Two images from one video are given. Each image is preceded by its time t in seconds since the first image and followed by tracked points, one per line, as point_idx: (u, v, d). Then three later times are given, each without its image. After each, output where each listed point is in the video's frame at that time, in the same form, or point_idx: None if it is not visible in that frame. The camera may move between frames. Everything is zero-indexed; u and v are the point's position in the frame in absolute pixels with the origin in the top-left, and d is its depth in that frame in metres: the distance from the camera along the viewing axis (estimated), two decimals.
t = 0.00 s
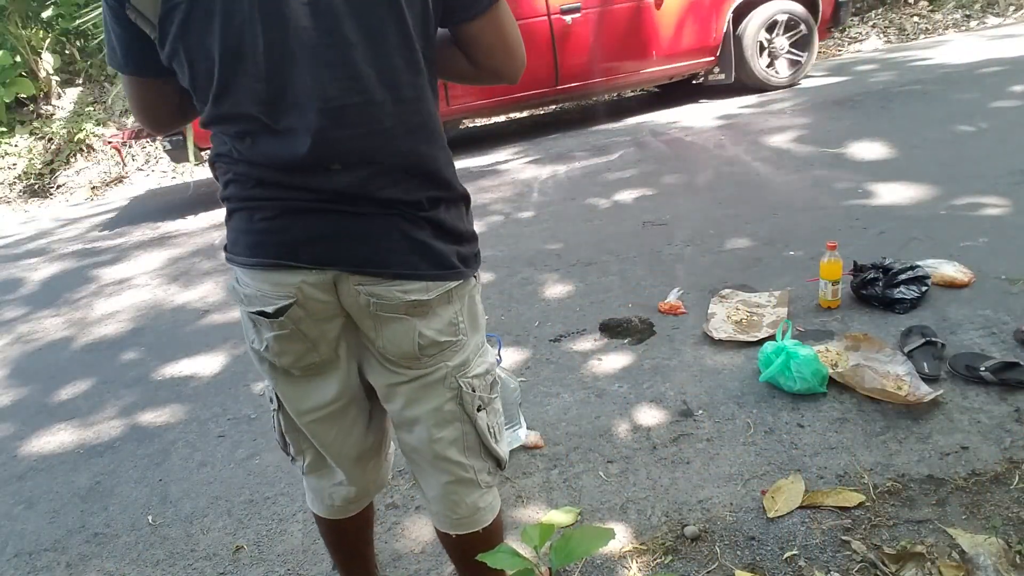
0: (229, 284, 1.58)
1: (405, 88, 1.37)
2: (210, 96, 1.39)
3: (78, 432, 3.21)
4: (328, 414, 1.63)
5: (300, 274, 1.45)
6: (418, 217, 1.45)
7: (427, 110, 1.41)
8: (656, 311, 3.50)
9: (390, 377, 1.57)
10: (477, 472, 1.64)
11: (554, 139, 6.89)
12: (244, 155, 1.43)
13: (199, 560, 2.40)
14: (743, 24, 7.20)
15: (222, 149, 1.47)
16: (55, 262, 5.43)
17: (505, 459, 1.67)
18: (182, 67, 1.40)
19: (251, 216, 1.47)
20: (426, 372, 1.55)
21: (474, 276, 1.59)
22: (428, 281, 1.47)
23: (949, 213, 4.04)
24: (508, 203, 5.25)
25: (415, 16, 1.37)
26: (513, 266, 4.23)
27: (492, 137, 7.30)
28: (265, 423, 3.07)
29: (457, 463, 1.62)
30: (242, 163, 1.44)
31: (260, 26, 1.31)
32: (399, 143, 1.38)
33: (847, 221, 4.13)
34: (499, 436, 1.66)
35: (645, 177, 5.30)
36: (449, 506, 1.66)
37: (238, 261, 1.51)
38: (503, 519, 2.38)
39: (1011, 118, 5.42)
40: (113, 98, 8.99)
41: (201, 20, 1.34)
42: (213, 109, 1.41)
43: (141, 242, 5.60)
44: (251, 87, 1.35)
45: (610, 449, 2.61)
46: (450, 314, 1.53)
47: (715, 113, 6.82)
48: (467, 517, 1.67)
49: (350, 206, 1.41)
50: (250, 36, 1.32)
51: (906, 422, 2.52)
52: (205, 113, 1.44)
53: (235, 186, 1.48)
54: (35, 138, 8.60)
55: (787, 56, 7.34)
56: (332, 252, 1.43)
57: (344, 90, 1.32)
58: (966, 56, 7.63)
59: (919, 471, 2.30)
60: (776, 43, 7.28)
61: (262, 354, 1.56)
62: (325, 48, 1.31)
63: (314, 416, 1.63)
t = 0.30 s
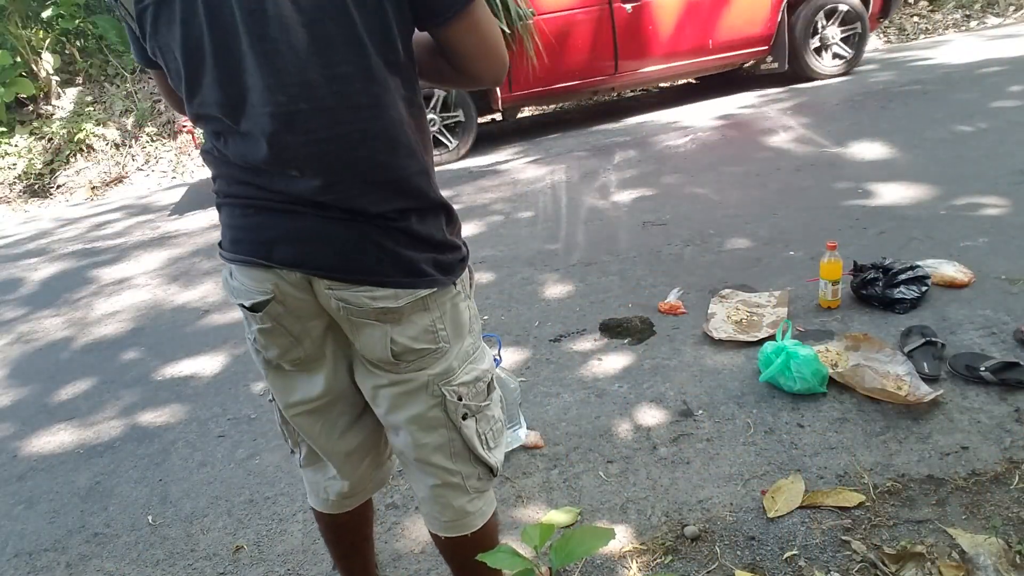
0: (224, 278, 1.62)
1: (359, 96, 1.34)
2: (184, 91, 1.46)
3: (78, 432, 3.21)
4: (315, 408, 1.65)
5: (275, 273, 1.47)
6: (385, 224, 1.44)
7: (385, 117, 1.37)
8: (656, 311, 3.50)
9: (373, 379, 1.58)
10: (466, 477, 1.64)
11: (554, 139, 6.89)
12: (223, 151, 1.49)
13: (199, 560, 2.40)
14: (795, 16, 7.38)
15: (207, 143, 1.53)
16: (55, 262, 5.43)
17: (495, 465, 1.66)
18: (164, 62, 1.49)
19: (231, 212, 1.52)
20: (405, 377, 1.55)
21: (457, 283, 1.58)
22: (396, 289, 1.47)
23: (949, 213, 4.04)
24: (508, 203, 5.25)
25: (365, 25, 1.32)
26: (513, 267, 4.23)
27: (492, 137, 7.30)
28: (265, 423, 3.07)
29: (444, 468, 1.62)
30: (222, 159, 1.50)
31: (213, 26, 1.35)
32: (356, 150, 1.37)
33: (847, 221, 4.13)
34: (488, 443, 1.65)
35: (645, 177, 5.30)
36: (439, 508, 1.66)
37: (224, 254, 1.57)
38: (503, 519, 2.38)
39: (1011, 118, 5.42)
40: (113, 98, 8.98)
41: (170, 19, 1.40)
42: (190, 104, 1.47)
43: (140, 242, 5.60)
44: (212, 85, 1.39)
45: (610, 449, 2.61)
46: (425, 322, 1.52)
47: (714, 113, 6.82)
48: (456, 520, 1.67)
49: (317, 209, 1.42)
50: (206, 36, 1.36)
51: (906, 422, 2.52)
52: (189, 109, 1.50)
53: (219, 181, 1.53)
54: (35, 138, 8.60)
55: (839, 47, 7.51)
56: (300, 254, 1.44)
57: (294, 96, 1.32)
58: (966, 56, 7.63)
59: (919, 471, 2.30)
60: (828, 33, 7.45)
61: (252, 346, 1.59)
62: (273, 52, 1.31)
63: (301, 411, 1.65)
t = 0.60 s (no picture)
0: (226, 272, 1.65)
1: (334, 100, 1.33)
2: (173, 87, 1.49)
3: (78, 432, 3.21)
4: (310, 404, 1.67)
5: (263, 271, 1.50)
6: (366, 227, 1.44)
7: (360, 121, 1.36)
8: (656, 311, 3.50)
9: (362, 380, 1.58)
10: (457, 481, 1.64)
11: (553, 139, 6.89)
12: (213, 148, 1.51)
13: (199, 560, 2.40)
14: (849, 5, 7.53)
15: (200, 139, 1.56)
16: (55, 262, 5.42)
17: (487, 470, 1.66)
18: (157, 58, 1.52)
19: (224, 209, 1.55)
20: (392, 380, 1.54)
21: (446, 287, 1.57)
22: (378, 291, 1.47)
23: (948, 213, 4.04)
24: (508, 203, 5.25)
25: (341, 34, 1.31)
26: (513, 267, 4.23)
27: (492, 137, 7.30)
28: (265, 423, 3.07)
29: (436, 471, 1.62)
30: (213, 156, 1.52)
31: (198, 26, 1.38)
32: (332, 154, 1.37)
33: (847, 221, 4.13)
34: (479, 447, 1.64)
35: (645, 177, 5.30)
36: (431, 511, 1.66)
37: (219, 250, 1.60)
38: (503, 519, 2.38)
39: (1011, 118, 5.42)
40: (112, 98, 8.98)
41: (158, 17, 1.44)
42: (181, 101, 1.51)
43: (140, 242, 5.59)
44: (196, 84, 1.42)
45: (610, 449, 2.61)
46: (408, 325, 1.52)
47: (714, 113, 6.82)
48: (449, 523, 1.67)
49: (299, 210, 1.43)
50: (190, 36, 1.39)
51: (905, 422, 2.52)
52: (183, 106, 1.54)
53: (212, 178, 1.56)
54: (35, 138, 8.60)
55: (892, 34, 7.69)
56: (285, 254, 1.46)
57: (271, 98, 1.33)
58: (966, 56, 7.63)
59: (919, 471, 2.30)
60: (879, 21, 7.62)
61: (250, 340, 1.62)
62: (253, 54, 1.32)
63: (293, 408, 1.66)
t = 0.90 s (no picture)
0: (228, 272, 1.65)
1: (340, 96, 1.33)
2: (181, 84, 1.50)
3: (78, 432, 3.21)
4: (314, 403, 1.67)
5: (269, 269, 1.50)
6: (371, 225, 1.44)
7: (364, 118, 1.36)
8: (656, 311, 3.50)
9: (366, 379, 1.58)
10: (459, 480, 1.64)
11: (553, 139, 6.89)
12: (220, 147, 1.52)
13: (199, 560, 2.40)
14: None
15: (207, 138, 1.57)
16: (55, 262, 5.42)
17: (488, 470, 1.66)
18: (164, 55, 1.53)
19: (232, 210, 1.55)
20: (396, 379, 1.54)
21: (450, 285, 1.57)
22: (384, 289, 1.47)
23: (948, 213, 4.04)
24: (508, 203, 5.25)
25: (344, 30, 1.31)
26: (513, 266, 4.23)
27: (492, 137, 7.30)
28: (265, 423, 3.07)
29: (438, 471, 1.62)
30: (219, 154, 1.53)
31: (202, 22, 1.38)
32: (337, 150, 1.37)
33: (847, 221, 4.13)
34: (480, 447, 1.64)
35: (645, 177, 5.30)
36: (432, 511, 1.66)
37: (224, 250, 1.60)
38: (503, 519, 2.38)
39: (1011, 118, 5.42)
40: (112, 98, 8.98)
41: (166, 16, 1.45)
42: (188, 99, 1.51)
43: (140, 242, 5.59)
44: (203, 81, 1.42)
45: (610, 449, 2.61)
46: (414, 323, 1.52)
47: (714, 113, 6.82)
48: (450, 523, 1.66)
49: (305, 207, 1.43)
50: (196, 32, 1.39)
51: (905, 422, 2.52)
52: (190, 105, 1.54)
53: (218, 176, 1.56)
54: (35, 138, 8.60)
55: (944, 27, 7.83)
56: (291, 251, 1.46)
57: (276, 94, 1.33)
58: (966, 56, 7.63)
59: (918, 472, 2.30)
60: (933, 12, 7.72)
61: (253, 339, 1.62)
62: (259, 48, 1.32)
63: (297, 406, 1.66)
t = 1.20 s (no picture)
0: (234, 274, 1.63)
1: (356, 93, 1.33)
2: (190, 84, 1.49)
3: (78, 432, 3.21)
4: (325, 404, 1.66)
5: (283, 271, 1.49)
6: (388, 224, 1.44)
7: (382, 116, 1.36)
8: (656, 311, 3.50)
9: (380, 378, 1.58)
10: (469, 478, 1.65)
11: (553, 138, 6.89)
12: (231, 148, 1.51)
13: (199, 560, 2.40)
14: None
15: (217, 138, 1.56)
16: (56, 262, 5.42)
17: (497, 467, 1.67)
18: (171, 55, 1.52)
19: (244, 213, 1.54)
20: (412, 377, 1.55)
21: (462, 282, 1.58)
22: (403, 287, 1.47)
23: (948, 213, 4.04)
24: (508, 203, 5.25)
25: (358, 31, 1.29)
26: (513, 266, 4.23)
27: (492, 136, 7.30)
28: (265, 423, 3.07)
29: (448, 469, 1.63)
30: (230, 157, 1.52)
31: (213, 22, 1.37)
32: (355, 150, 1.37)
33: (847, 221, 4.13)
34: (491, 444, 1.65)
35: (645, 177, 5.30)
36: (440, 508, 1.66)
37: (236, 254, 1.59)
38: (503, 519, 2.38)
39: (1011, 118, 5.42)
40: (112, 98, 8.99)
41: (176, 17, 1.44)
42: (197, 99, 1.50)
43: (141, 242, 5.59)
44: (215, 81, 1.42)
45: (610, 449, 2.61)
46: (431, 320, 1.52)
47: (714, 113, 6.82)
48: (458, 521, 1.67)
49: (322, 207, 1.43)
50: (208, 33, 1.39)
51: (905, 422, 2.52)
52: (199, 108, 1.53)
53: (228, 178, 1.56)
54: (35, 138, 8.60)
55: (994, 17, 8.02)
56: (306, 252, 1.45)
57: (293, 94, 1.33)
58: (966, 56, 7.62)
59: (919, 471, 2.30)
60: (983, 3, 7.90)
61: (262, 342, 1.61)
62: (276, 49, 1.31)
63: (306, 408, 1.66)
